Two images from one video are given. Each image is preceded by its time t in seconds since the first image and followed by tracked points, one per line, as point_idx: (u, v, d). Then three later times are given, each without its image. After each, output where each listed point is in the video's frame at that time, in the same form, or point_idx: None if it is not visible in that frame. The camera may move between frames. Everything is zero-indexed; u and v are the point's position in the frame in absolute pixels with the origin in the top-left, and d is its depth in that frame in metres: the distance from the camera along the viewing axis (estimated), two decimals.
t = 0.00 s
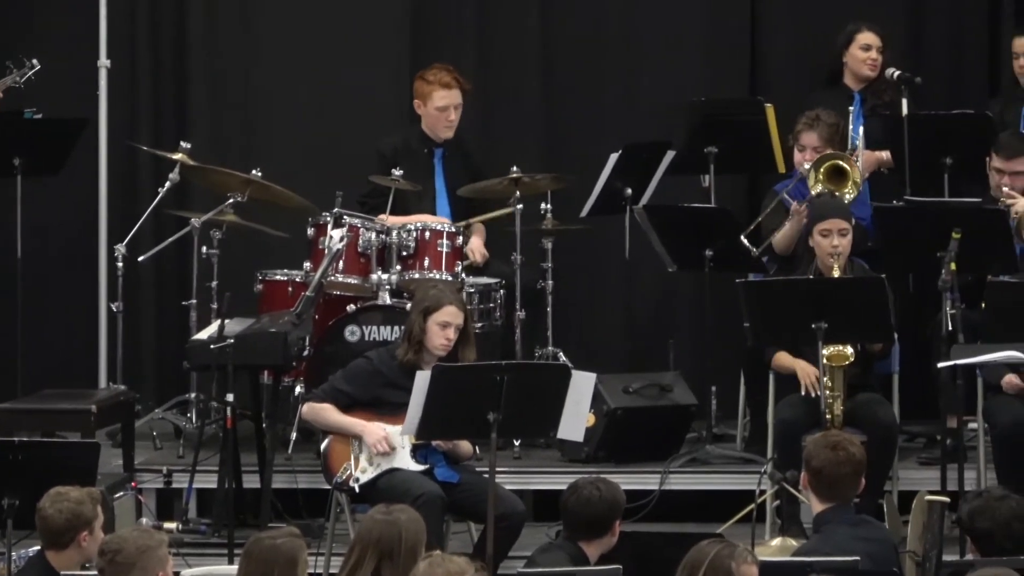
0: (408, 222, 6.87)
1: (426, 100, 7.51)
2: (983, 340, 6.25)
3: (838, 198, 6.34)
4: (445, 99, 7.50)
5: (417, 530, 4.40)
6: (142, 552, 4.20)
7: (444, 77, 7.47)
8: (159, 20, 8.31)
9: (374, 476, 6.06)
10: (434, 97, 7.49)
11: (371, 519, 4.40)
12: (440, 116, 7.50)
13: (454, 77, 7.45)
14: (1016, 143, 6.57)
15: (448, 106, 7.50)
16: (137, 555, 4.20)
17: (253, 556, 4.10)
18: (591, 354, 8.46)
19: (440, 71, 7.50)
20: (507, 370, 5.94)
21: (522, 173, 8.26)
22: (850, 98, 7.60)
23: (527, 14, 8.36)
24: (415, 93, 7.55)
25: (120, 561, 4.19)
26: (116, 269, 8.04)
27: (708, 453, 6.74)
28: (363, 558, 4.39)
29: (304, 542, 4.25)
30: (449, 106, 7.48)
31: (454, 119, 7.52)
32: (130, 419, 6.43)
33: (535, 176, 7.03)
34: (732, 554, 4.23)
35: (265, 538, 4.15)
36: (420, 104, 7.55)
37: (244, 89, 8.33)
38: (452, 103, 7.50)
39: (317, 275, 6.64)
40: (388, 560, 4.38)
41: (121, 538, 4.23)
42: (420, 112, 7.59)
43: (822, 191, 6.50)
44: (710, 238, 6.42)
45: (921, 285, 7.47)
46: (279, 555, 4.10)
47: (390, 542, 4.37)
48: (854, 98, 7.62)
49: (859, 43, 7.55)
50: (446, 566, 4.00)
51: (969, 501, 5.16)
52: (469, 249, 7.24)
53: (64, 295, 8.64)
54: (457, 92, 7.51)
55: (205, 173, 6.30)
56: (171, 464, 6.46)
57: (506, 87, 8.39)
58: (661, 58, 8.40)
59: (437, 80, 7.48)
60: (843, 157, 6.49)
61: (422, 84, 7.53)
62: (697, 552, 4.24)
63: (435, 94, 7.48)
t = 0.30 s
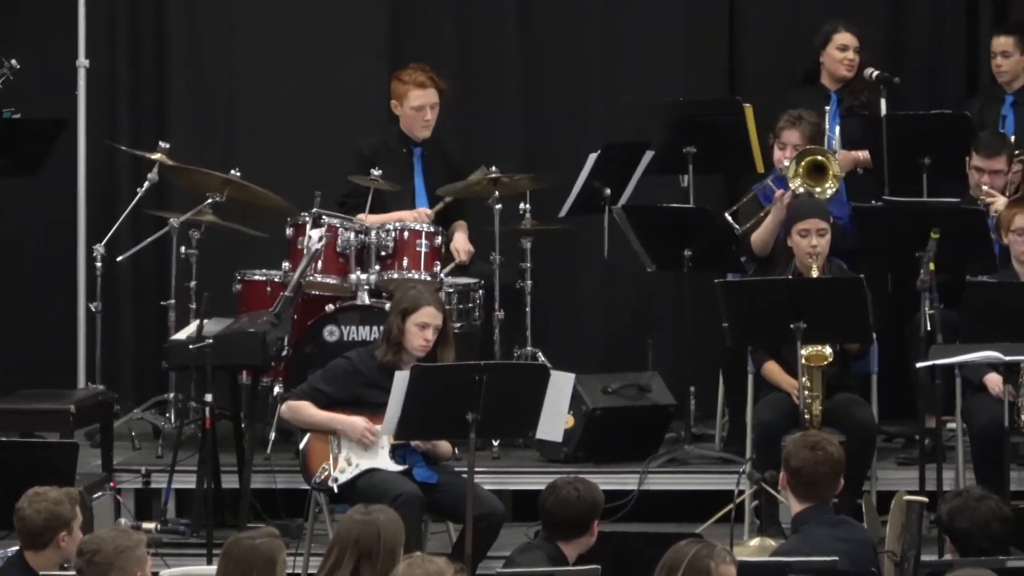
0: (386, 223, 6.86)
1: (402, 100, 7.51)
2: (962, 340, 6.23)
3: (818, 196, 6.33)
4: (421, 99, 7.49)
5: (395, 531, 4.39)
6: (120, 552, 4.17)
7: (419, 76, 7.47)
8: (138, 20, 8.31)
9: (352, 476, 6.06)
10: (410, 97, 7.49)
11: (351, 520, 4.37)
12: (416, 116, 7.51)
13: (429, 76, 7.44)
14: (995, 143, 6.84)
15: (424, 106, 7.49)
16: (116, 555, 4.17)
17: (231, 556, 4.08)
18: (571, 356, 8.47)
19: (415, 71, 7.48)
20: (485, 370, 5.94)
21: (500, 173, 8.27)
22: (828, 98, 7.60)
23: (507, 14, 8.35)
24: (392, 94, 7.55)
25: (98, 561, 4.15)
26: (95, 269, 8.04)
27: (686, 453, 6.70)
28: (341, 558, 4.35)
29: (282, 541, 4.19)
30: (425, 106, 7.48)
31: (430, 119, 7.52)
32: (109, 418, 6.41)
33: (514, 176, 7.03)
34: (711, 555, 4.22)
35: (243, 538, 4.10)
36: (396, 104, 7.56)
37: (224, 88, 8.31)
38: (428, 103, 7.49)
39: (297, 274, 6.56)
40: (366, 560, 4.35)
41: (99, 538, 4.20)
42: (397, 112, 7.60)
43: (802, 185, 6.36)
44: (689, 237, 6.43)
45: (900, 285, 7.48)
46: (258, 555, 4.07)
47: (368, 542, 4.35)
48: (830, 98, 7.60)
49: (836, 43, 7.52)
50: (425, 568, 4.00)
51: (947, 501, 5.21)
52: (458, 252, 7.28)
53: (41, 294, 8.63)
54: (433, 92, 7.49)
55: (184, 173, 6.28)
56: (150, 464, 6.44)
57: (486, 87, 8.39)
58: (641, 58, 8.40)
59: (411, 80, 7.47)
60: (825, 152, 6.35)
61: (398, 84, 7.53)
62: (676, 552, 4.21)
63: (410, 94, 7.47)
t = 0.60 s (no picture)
0: (363, 222, 6.86)
1: (377, 100, 7.50)
2: (937, 340, 6.25)
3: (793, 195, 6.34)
4: (396, 98, 7.48)
5: (371, 531, 4.39)
6: (96, 552, 4.14)
7: (393, 76, 7.47)
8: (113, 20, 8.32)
9: (329, 476, 6.06)
10: (385, 97, 7.48)
11: (326, 520, 4.37)
12: (391, 115, 7.50)
13: (403, 75, 7.44)
14: (971, 143, 6.66)
15: (399, 105, 7.49)
16: (91, 555, 4.14)
17: (207, 556, 4.03)
18: (550, 355, 8.47)
19: (389, 71, 7.49)
20: (462, 370, 5.94)
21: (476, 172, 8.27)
22: (804, 98, 7.60)
23: (483, 14, 8.36)
24: (366, 94, 7.54)
25: (74, 561, 4.13)
26: (72, 269, 8.05)
27: (662, 453, 6.73)
28: (318, 559, 4.36)
29: (259, 541, 4.17)
30: (400, 105, 7.48)
31: (406, 118, 7.51)
32: (85, 419, 6.39)
33: (491, 176, 7.03)
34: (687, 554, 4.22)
35: (221, 538, 4.08)
36: (370, 104, 7.54)
37: (202, 89, 8.31)
38: (403, 102, 7.48)
39: (273, 273, 6.58)
40: (342, 560, 4.36)
41: (75, 538, 4.17)
42: (372, 112, 7.58)
43: (774, 183, 6.37)
44: (666, 237, 6.45)
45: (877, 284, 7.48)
46: (234, 554, 4.05)
47: (344, 543, 4.35)
48: (807, 98, 7.59)
49: (813, 43, 7.51)
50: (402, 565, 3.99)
51: (924, 502, 5.22)
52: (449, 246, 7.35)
53: (18, 295, 8.62)
54: (407, 91, 7.50)
55: (159, 173, 6.28)
56: (126, 464, 6.44)
57: (463, 87, 8.39)
58: (618, 58, 8.40)
59: (385, 80, 7.47)
60: (795, 150, 6.34)
61: (373, 84, 7.52)
62: (653, 552, 4.21)
63: (384, 93, 7.47)
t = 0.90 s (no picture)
0: (335, 222, 6.85)
1: (350, 98, 7.52)
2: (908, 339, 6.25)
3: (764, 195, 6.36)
4: (369, 96, 7.51)
5: (343, 530, 4.41)
6: (67, 551, 4.09)
7: (366, 73, 7.49)
8: (85, 20, 8.39)
9: (300, 475, 6.07)
10: (359, 95, 7.51)
11: (298, 518, 4.39)
12: (365, 113, 7.52)
13: (377, 72, 7.48)
14: (941, 143, 6.71)
15: (373, 103, 7.52)
16: (63, 554, 4.09)
17: (180, 554, 4.03)
18: (522, 356, 8.49)
19: (362, 69, 7.51)
20: (434, 369, 5.93)
21: (448, 172, 8.29)
22: (776, 97, 7.61)
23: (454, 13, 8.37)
24: (339, 92, 7.55)
25: (45, 560, 4.08)
26: (42, 268, 8.11)
27: (634, 452, 6.74)
28: (290, 558, 4.39)
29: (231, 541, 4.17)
30: (374, 102, 7.51)
31: (379, 116, 7.55)
32: (57, 418, 6.38)
33: (463, 175, 7.02)
34: (659, 553, 4.22)
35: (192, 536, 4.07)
36: (344, 103, 7.56)
37: (173, 88, 8.35)
38: (377, 100, 7.52)
39: (245, 273, 6.64)
40: (314, 560, 4.38)
41: (46, 537, 4.11)
42: (344, 111, 7.59)
43: (745, 188, 6.47)
44: (638, 236, 6.45)
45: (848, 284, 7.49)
46: (206, 552, 4.02)
47: (316, 542, 4.37)
48: (781, 98, 7.61)
49: (787, 42, 7.52)
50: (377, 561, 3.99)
51: (897, 500, 5.22)
52: (401, 242, 7.28)
53: None
54: (381, 89, 7.52)
55: (130, 172, 6.28)
56: (98, 463, 6.46)
57: (436, 86, 8.41)
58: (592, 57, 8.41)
59: (359, 77, 7.48)
60: (763, 155, 6.46)
61: (345, 82, 7.54)
62: (626, 551, 4.21)
63: (358, 91, 7.49)
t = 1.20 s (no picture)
0: (315, 223, 6.87)
1: (336, 99, 7.49)
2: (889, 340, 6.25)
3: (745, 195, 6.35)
4: (356, 96, 7.49)
5: (324, 531, 4.39)
6: (47, 552, 4.05)
7: (353, 73, 7.47)
8: (65, 21, 8.44)
9: (281, 476, 6.07)
10: (345, 95, 7.48)
11: (279, 520, 4.37)
12: (350, 113, 7.50)
13: (364, 73, 7.46)
14: (921, 145, 6.70)
15: (359, 103, 7.50)
16: (43, 555, 4.06)
17: (160, 556, 4.01)
18: (507, 357, 8.50)
19: (348, 69, 7.49)
20: (415, 370, 5.94)
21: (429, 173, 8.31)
22: (759, 99, 7.63)
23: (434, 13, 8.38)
24: (324, 93, 7.52)
25: (25, 562, 4.04)
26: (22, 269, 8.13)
27: (615, 453, 6.75)
28: (271, 559, 4.36)
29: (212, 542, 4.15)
30: (360, 103, 7.49)
31: (365, 116, 7.53)
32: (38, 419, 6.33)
33: (443, 176, 7.01)
34: (640, 556, 4.21)
35: (173, 538, 4.05)
36: (329, 103, 7.53)
37: (153, 89, 8.39)
38: (363, 100, 7.50)
39: (226, 273, 6.62)
40: (295, 561, 4.35)
41: (26, 538, 4.08)
42: (328, 112, 7.57)
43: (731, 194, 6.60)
44: (618, 237, 6.58)
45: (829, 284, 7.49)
46: (185, 554, 4.02)
47: (297, 544, 4.35)
48: (764, 99, 7.62)
49: (770, 44, 7.52)
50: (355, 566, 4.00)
51: (875, 501, 5.22)
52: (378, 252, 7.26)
53: None
54: (367, 89, 7.51)
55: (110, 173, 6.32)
56: (79, 464, 6.46)
57: (418, 88, 8.44)
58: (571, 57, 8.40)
59: (346, 78, 7.46)
60: (750, 163, 6.60)
61: (330, 83, 7.51)
62: (607, 552, 4.20)
63: (346, 91, 7.47)
